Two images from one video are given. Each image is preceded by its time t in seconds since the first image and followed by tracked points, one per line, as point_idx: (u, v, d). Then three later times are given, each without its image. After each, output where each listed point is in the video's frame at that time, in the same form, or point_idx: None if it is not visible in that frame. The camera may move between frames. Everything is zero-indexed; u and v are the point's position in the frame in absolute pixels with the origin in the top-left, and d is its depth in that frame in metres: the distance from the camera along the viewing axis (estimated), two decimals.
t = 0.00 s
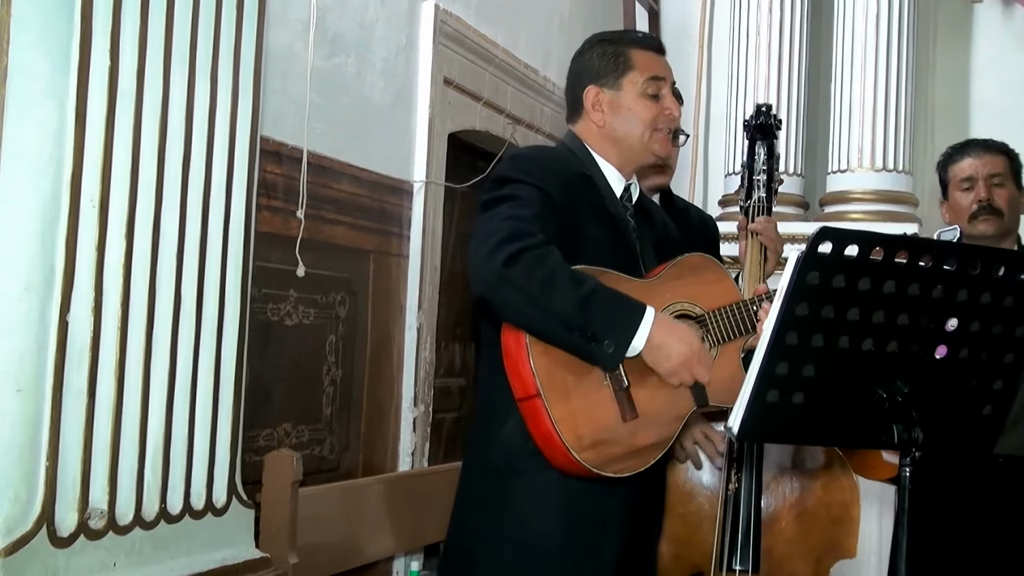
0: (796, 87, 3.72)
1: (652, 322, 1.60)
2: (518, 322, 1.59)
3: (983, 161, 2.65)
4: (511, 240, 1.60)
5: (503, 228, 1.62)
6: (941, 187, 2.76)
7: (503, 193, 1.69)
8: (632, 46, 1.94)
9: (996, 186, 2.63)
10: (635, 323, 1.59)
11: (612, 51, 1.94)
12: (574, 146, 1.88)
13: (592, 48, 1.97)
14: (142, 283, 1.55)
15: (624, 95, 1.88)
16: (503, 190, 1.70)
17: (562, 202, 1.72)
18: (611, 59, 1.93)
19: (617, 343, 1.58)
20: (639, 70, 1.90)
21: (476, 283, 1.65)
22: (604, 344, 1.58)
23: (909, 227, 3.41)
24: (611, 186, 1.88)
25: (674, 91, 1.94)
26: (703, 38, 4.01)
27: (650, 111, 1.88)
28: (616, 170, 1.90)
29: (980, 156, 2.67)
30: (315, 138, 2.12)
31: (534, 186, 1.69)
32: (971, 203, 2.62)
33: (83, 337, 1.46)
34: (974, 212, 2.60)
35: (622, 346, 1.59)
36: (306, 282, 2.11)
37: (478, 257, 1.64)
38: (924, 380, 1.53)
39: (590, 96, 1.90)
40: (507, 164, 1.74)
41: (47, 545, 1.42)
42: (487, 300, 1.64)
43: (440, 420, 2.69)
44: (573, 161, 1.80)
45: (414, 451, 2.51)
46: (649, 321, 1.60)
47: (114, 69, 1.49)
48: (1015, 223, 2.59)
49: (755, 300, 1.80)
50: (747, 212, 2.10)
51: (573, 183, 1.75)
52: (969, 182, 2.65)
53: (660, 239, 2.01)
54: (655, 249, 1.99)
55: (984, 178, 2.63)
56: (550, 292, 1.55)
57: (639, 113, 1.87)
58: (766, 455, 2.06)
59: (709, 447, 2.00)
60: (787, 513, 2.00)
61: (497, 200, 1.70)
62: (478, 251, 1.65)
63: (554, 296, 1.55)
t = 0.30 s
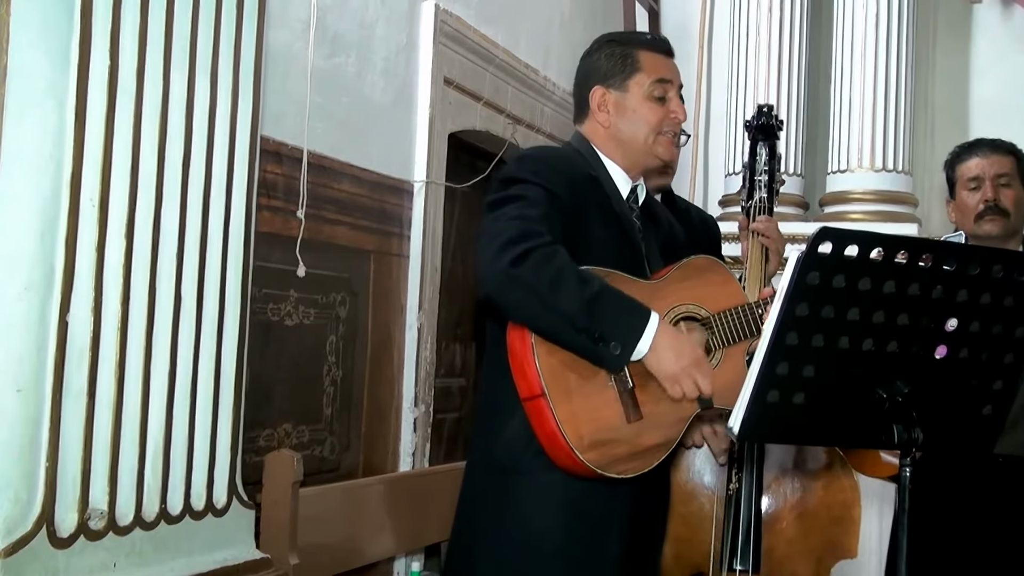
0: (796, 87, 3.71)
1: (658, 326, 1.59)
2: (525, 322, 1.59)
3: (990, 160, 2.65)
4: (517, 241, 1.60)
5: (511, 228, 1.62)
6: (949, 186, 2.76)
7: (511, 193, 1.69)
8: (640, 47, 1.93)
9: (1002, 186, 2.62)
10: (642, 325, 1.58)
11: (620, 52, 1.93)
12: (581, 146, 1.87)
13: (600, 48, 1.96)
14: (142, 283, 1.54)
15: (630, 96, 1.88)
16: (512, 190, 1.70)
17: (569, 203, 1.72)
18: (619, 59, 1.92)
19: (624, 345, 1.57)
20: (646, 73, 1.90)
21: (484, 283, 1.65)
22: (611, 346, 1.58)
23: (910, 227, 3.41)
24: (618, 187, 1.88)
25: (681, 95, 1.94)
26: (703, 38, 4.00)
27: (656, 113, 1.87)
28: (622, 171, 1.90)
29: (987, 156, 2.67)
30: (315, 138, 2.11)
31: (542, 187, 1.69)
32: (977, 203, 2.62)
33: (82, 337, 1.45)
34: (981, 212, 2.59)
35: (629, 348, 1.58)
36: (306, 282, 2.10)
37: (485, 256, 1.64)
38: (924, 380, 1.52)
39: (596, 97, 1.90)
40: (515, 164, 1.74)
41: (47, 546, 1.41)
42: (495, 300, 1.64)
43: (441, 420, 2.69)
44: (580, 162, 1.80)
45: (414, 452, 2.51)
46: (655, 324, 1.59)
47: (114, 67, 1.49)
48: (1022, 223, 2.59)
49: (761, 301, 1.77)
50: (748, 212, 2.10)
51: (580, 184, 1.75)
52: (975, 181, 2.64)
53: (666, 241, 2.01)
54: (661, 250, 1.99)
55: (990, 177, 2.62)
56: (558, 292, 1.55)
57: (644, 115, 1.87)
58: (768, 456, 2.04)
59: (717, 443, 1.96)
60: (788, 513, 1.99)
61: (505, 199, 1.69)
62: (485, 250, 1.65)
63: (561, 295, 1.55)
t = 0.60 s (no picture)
0: (796, 87, 3.71)
1: (667, 309, 1.62)
2: (531, 319, 1.60)
3: (994, 161, 2.66)
4: (520, 239, 1.61)
5: (514, 226, 1.63)
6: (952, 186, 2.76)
7: (514, 192, 1.70)
8: (644, 47, 1.93)
9: (1006, 187, 2.62)
10: (649, 312, 1.60)
11: (624, 52, 1.93)
12: (585, 146, 1.87)
13: (604, 48, 1.96)
14: (143, 283, 1.54)
15: (634, 96, 1.88)
16: (515, 190, 1.71)
17: (574, 203, 1.72)
18: (623, 59, 1.92)
19: (632, 334, 1.60)
20: (649, 72, 1.90)
21: (488, 282, 1.66)
22: (620, 336, 1.60)
23: (910, 227, 3.41)
24: (622, 187, 1.88)
25: (685, 95, 1.93)
26: (703, 38, 4.00)
27: (660, 114, 1.87)
28: (626, 171, 1.90)
29: (991, 156, 2.68)
30: (315, 138, 2.11)
31: (545, 185, 1.69)
32: (981, 203, 2.62)
33: (83, 337, 1.45)
34: (984, 212, 2.59)
35: (638, 336, 1.60)
36: (306, 282, 2.10)
37: (488, 256, 1.65)
38: (924, 380, 1.52)
39: (600, 96, 1.90)
40: (518, 163, 1.75)
41: (48, 546, 1.41)
42: (499, 299, 1.65)
43: (442, 420, 2.69)
44: (584, 162, 1.81)
45: (415, 452, 2.51)
46: (662, 310, 1.62)
47: (114, 68, 1.49)
48: None
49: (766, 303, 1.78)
50: (750, 211, 2.11)
51: (584, 184, 1.76)
52: (978, 181, 2.64)
53: (670, 241, 2.01)
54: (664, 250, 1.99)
55: (994, 178, 2.62)
56: (562, 288, 1.56)
57: (648, 115, 1.86)
58: (769, 456, 2.04)
59: (723, 443, 1.91)
60: (788, 514, 1.99)
61: (508, 199, 1.70)
62: (487, 250, 1.66)
63: (566, 292, 1.56)
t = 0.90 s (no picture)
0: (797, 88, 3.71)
1: (668, 311, 1.63)
2: (531, 323, 1.59)
3: (998, 162, 2.66)
4: (522, 241, 1.60)
5: (514, 229, 1.62)
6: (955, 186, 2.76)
7: (514, 194, 1.69)
8: (644, 46, 1.93)
9: (1009, 188, 2.62)
10: (650, 313, 1.61)
11: (623, 51, 1.93)
12: (585, 146, 1.87)
13: (604, 47, 1.96)
14: (144, 283, 1.54)
15: (634, 95, 1.88)
16: (515, 190, 1.70)
17: (574, 203, 1.72)
18: (622, 58, 1.92)
19: (633, 337, 1.60)
20: (649, 71, 1.90)
21: (488, 286, 1.65)
22: (621, 338, 1.60)
23: (910, 228, 3.41)
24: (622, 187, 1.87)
25: (685, 93, 1.93)
26: (703, 39, 4.00)
27: (660, 113, 1.87)
28: (625, 170, 1.89)
29: (995, 157, 2.68)
30: (316, 138, 2.11)
31: (545, 186, 1.69)
32: (985, 204, 2.62)
33: (83, 337, 1.45)
34: (988, 213, 2.60)
35: (638, 339, 1.60)
36: (307, 282, 2.10)
37: (488, 259, 1.64)
38: (924, 381, 1.52)
39: (600, 95, 1.90)
40: (517, 164, 1.74)
41: (49, 546, 1.41)
42: (498, 302, 1.64)
43: (442, 420, 2.69)
44: (584, 162, 1.80)
45: (416, 452, 2.51)
46: (663, 313, 1.62)
47: (115, 68, 1.49)
48: None
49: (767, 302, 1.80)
50: (749, 213, 2.08)
51: (584, 184, 1.76)
52: (983, 181, 2.64)
53: (670, 240, 2.01)
54: (664, 250, 1.99)
55: (998, 179, 2.62)
56: (561, 292, 1.56)
57: (649, 114, 1.86)
58: (770, 455, 2.04)
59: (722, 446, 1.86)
60: (788, 514, 1.98)
61: (508, 200, 1.69)
62: (488, 252, 1.65)
63: (565, 296, 1.56)
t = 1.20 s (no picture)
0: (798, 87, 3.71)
1: (664, 312, 1.62)
2: (527, 325, 1.59)
3: (1002, 163, 2.66)
4: (516, 243, 1.60)
5: (508, 231, 1.62)
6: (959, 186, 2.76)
7: (508, 195, 1.69)
8: (640, 46, 1.93)
9: (1013, 188, 2.62)
10: (646, 313, 1.60)
11: (620, 49, 1.93)
12: (579, 146, 1.87)
13: (600, 45, 1.96)
14: (144, 282, 1.54)
15: (629, 95, 1.88)
16: (508, 192, 1.70)
17: (567, 205, 1.72)
18: (619, 56, 1.92)
19: (630, 337, 1.59)
20: (645, 71, 1.90)
21: (483, 290, 1.65)
22: (618, 339, 1.59)
23: (910, 228, 3.41)
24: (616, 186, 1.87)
25: (679, 94, 1.93)
26: (704, 39, 4.00)
27: (654, 113, 1.87)
28: (620, 169, 1.89)
29: (1000, 157, 2.68)
30: (315, 138, 2.11)
31: (539, 188, 1.69)
32: (988, 203, 2.62)
33: (84, 336, 1.45)
34: (991, 212, 2.59)
35: (635, 340, 1.60)
36: (307, 282, 2.10)
37: (483, 262, 1.64)
38: (924, 381, 1.52)
39: (594, 94, 1.90)
40: (512, 167, 1.75)
41: (49, 546, 1.41)
42: (495, 306, 1.64)
43: (442, 421, 2.69)
44: (578, 161, 1.80)
45: (416, 452, 2.51)
46: (660, 311, 1.62)
47: (115, 67, 1.49)
48: None
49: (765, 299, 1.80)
50: (750, 212, 2.08)
51: (578, 185, 1.75)
52: (987, 181, 2.64)
53: (666, 238, 2.01)
54: (660, 248, 1.99)
55: (1001, 179, 2.62)
56: (557, 293, 1.56)
57: (643, 114, 1.86)
58: (772, 456, 2.04)
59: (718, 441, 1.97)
60: (789, 513, 1.98)
61: (502, 202, 1.70)
62: (482, 255, 1.65)
63: (561, 297, 1.56)
